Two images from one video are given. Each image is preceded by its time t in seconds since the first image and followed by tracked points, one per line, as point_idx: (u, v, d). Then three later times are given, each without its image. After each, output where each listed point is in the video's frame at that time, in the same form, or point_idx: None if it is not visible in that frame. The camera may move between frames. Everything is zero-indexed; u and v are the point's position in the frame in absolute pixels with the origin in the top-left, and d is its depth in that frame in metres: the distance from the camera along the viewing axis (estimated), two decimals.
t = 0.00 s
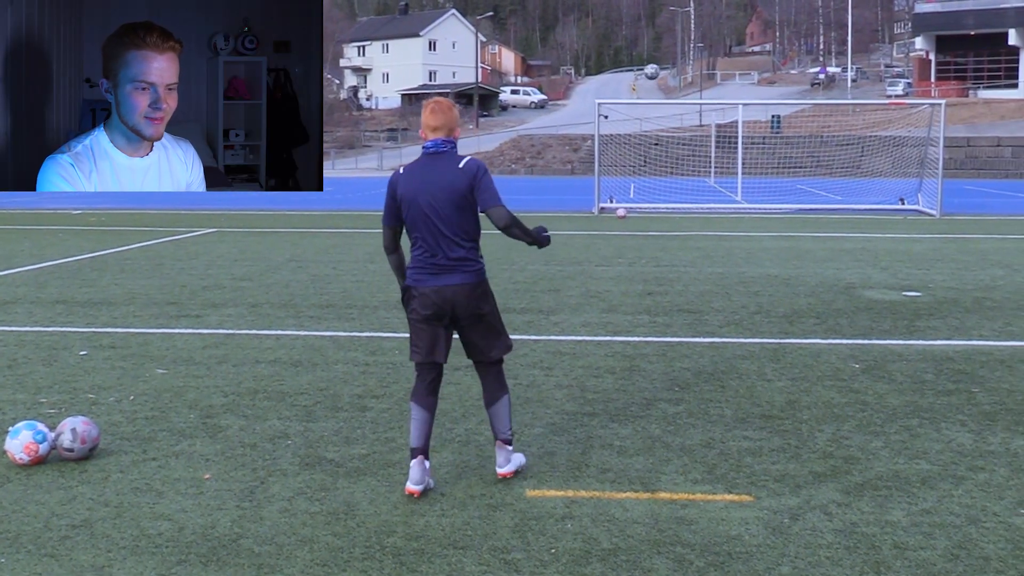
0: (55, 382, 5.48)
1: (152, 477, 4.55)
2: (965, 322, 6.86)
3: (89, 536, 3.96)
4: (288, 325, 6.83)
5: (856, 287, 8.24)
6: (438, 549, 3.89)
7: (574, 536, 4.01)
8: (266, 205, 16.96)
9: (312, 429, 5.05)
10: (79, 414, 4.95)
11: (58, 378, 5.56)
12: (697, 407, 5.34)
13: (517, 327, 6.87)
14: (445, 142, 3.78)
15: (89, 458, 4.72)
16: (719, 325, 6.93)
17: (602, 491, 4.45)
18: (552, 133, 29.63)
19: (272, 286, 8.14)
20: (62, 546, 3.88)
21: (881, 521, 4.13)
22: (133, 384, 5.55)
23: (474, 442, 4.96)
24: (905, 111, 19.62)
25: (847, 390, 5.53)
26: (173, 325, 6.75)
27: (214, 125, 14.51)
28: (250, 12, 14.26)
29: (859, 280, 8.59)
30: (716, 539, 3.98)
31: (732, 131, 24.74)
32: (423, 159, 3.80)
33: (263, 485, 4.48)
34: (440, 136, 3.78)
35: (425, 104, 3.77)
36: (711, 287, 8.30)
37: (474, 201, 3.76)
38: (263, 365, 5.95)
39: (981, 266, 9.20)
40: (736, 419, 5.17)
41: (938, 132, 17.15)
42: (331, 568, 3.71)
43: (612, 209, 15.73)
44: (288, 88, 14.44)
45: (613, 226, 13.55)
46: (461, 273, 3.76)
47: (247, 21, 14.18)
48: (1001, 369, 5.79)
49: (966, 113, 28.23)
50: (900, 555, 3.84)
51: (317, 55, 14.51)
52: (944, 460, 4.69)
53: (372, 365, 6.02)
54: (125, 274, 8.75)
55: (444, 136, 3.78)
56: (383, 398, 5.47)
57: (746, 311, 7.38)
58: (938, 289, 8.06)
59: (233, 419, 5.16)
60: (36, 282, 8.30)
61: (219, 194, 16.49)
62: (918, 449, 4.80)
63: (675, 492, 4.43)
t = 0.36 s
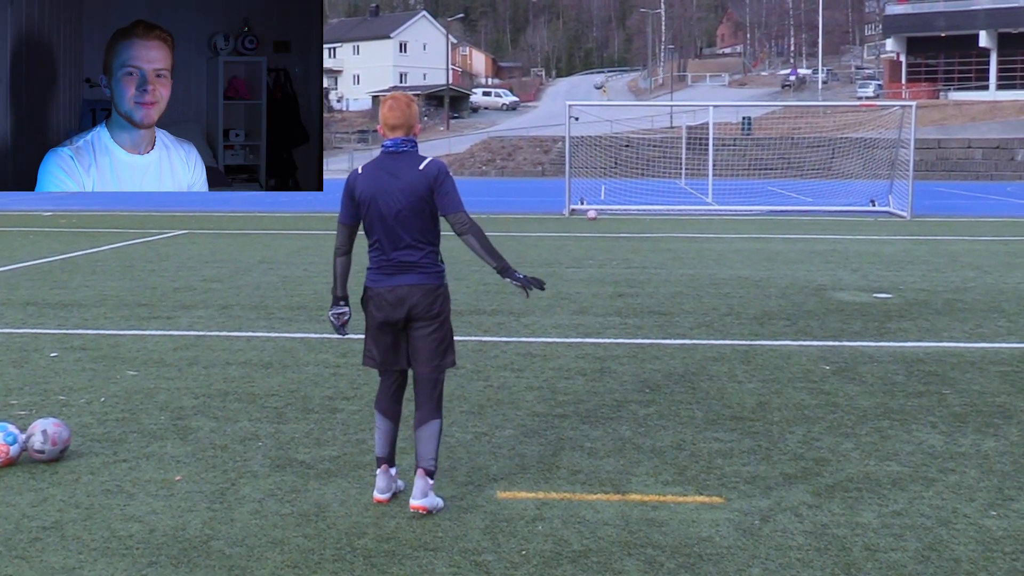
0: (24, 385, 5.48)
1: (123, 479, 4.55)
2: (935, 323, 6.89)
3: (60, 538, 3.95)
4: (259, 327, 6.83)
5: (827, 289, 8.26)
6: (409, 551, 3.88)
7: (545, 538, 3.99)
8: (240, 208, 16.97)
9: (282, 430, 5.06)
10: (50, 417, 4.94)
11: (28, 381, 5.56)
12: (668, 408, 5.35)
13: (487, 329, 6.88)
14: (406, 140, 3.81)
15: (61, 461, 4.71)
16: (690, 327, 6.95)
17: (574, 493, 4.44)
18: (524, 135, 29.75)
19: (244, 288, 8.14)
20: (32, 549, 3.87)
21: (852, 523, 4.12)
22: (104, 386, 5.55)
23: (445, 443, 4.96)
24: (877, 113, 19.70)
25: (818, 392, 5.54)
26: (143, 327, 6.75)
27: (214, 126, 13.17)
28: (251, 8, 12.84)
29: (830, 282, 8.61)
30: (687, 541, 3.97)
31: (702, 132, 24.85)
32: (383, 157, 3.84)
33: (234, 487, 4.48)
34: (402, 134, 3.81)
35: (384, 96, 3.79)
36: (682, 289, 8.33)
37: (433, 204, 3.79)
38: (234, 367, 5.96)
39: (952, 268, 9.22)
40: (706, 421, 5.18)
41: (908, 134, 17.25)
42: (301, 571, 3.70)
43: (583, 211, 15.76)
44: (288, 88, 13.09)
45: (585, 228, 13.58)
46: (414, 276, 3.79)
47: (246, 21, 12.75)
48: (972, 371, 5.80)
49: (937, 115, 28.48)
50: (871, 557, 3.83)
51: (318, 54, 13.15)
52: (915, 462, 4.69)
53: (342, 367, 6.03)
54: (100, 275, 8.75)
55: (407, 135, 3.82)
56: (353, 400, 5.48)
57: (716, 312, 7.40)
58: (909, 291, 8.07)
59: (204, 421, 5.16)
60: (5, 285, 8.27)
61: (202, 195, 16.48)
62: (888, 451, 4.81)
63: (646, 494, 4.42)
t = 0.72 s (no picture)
0: None
1: (94, 481, 4.54)
2: (905, 326, 6.94)
3: (30, 540, 3.95)
4: (229, 329, 6.85)
5: (798, 291, 8.31)
6: (379, 553, 3.85)
7: (516, 540, 3.96)
8: (219, 211, 17.03)
9: (254, 433, 5.07)
10: (21, 419, 4.94)
11: None
12: (638, 411, 5.38)
13: (458, 331, 6.91)
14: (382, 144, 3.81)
15: (32, 463, 4.70)
16: (660, 330, 7.00)
17: (545, 495, 4.42)
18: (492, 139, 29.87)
19: (216, 290, 8.15)
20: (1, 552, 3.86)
21: (824, 526, 4.10)
22: (75, 388, 5.55)
23: (416, 446, 4.96)
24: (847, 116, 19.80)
25: (789, 394, 5.57)
26: (114, 330, 6.76)
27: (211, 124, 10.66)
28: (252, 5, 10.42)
29: (801, 284, 8.64)
30: (658, 543, 3.94)
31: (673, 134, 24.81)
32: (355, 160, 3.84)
33: (204, 490, 4.47)
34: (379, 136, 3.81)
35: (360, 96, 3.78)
36: (652, 291, 8.37)
37: (401, 213, 3.80)
38: (205, 369, 5.97)
39: (923, 271, 9.24)
40: (677, 423, 5.20)
41: (878, 137, 17.37)
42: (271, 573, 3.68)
43: (554, 213, 15.79)
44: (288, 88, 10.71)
45: (558, 230, 13.63)
46: (375, 285, 3.79)
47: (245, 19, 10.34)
48: (942, 373, 5.84)
49: (909, 117, 28.77)
50: (842, 558, 3.81)
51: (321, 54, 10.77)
52: (886, 464, 4.69)
53: (313, 369, 6.05)
54: (74, 278, 8.74)
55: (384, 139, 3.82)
56: (324, 403, 5.50)
57: (686, 315, 7.45)
58: (879, 294, 8.11)
59: (174, 423, 5.18)
60: None
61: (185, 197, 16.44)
62: (859, 453, 4.81)
63: (616, 496, 4.41)
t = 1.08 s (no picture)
0: None
1: (84, 480, 4.60)
2: (886, 326, 7.04)
3: (21, 539, 4.00)
4: (218, 330, 6.92)
5: (780, 292, 8.38)
6: (366, 551, 3.91)
7: (501, 538, 4.00)
8: (213, 213, 17.11)
9: (242, 432, 5.13)
10: (12, 419, 5.00)
11: None
12: (622, 410, 5.46)
13: (443, 332, 6.98)
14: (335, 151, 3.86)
15: (23, 462, 4.76)
16: (644, 330, 7.09)
17: (529, 494, 4.46)
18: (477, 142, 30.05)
19: (205, 292, 8.22)
20: None
21: (805, 524, 4.15)
22: (65, 388, 5.62)
23: (402, 445, 5.02)
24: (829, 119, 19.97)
25: (770, 394, 5.66)
26: (105, 330, 6.83)
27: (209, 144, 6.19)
28: None
29: (784, 285, 8.72)
30: (642, 541, 3.98)
31: (656, 137, 24.85)
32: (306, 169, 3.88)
33: (193, 489, 4.53)
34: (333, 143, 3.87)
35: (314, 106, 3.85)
36: (635, 292, 8.46)
37: (356, 221, 3.86)
38: (193, 369, 6.04)
39: (904, 272, 9.32)
40: (661, 423, 5.26)
41: (860, 140, 17.54)
42: (260, 570, 3.74)
43: (538, 215, 15.85)
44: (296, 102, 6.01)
45: (543, 232, 13.72)
46: (335, 294, 3.84)
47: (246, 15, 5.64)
48: (922, 373, 5.93)
49: (888, 120, 29.12)
50: (824, 557, 3.85)
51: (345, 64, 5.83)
52: (868, 463, 4.75)
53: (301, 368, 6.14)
54: (65, 279, 8.78)
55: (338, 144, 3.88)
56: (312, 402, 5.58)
57: (669, 315, 7.53)
58: (860, 294, 8.18)
59: (164, 422, 5.24)
60: None
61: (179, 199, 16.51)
62: (841, 452, 4.87)
63: (600, 495, 4.46)
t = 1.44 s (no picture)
0: None
1: (86, 477, 4.69)
2: (875, 326, 7.13)
3: (25, 535, 4.09)
4: (218, 329, 7.01)
5: (770, 292, 8.48)
6: (364, 547, 3.99)
7: (496, 534, 4.08)
8: (212, 215, 17.21)
9: (242, 430, 5.22)
10: (15, 417, 5.09)
11: None
12: (615, 409, 5.56)
13: (439, 332, 7.07)
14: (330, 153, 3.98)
15: (26, 459, 4.85)
16: (637, 330, 7.19)
17: (524, 490, 4.55)
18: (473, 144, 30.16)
19: (204, 292, 8.32)
20: None
21: (794, 520, 4.23)
22: (68, 386, 5.72)
23: (398, 443, 5.11)
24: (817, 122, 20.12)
25: (760, 393, 5.76)
26: (107, 330, 6.92)
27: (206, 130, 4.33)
28: None
29: (774, 286, 8.81)
30: (634, 537, 4.06)
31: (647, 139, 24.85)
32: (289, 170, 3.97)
33: (193, 485, 4.62)
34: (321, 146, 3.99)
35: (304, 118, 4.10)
36: (628, 292, 8.55)
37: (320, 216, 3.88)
38: (193, 368, 6.13)
39: (892, 272, 9.43)
40: (653, 421, 5.35)
41: (848, 143, 17.72)
42: (259, 566, 3.83)
43: (532, 217, 15.96)
44: (289, 92, 4.12)
45: (536, 233, 13.83)
46: (305, 291, 3.88)
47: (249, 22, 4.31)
48: (909, 372, 6.03)
49: (876, 124, 29.36)
50: (812, 552, 3.93)
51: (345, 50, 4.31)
52: (855, 461, 4.83)
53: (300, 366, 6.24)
54: (67, 280, 8.86)
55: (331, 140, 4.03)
56: (310, 401, 5.67)
57: (662, 315, 7.62)
58: (848, 294, 8.29)
59: (165, 420, 5.34)
60: None
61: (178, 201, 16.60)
62: (829, 450, 4.96)
63: (593, 491, 4.54)
